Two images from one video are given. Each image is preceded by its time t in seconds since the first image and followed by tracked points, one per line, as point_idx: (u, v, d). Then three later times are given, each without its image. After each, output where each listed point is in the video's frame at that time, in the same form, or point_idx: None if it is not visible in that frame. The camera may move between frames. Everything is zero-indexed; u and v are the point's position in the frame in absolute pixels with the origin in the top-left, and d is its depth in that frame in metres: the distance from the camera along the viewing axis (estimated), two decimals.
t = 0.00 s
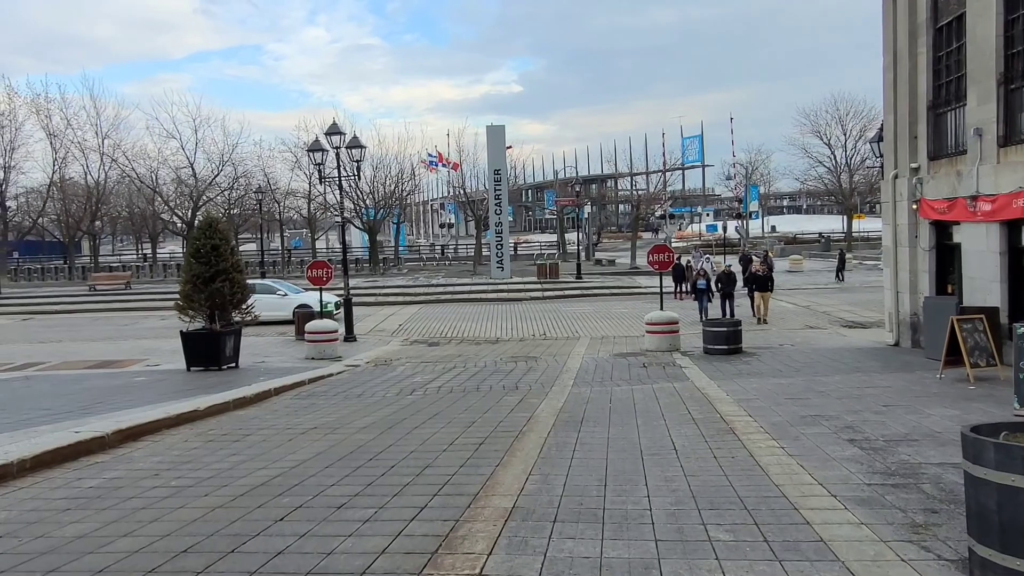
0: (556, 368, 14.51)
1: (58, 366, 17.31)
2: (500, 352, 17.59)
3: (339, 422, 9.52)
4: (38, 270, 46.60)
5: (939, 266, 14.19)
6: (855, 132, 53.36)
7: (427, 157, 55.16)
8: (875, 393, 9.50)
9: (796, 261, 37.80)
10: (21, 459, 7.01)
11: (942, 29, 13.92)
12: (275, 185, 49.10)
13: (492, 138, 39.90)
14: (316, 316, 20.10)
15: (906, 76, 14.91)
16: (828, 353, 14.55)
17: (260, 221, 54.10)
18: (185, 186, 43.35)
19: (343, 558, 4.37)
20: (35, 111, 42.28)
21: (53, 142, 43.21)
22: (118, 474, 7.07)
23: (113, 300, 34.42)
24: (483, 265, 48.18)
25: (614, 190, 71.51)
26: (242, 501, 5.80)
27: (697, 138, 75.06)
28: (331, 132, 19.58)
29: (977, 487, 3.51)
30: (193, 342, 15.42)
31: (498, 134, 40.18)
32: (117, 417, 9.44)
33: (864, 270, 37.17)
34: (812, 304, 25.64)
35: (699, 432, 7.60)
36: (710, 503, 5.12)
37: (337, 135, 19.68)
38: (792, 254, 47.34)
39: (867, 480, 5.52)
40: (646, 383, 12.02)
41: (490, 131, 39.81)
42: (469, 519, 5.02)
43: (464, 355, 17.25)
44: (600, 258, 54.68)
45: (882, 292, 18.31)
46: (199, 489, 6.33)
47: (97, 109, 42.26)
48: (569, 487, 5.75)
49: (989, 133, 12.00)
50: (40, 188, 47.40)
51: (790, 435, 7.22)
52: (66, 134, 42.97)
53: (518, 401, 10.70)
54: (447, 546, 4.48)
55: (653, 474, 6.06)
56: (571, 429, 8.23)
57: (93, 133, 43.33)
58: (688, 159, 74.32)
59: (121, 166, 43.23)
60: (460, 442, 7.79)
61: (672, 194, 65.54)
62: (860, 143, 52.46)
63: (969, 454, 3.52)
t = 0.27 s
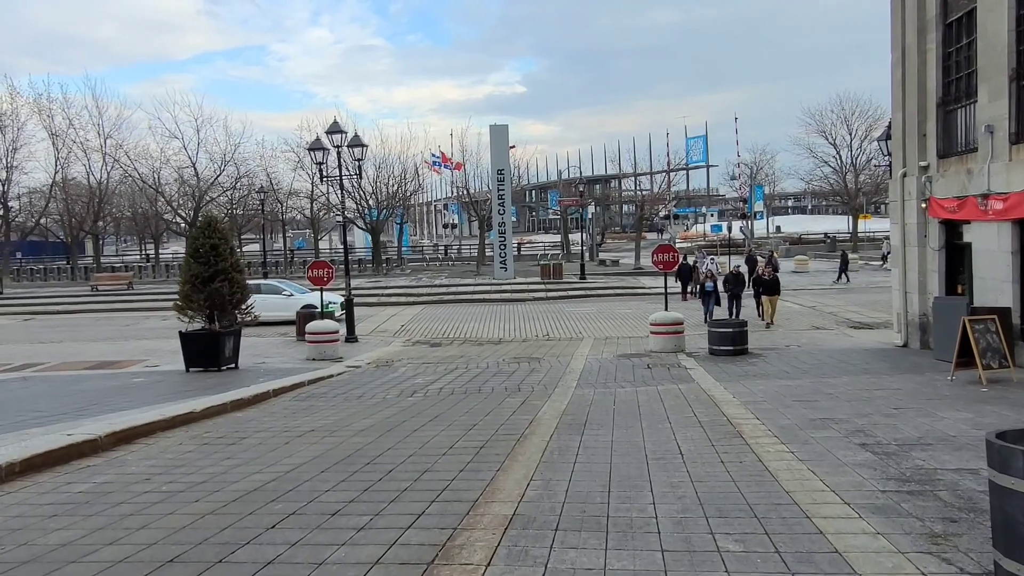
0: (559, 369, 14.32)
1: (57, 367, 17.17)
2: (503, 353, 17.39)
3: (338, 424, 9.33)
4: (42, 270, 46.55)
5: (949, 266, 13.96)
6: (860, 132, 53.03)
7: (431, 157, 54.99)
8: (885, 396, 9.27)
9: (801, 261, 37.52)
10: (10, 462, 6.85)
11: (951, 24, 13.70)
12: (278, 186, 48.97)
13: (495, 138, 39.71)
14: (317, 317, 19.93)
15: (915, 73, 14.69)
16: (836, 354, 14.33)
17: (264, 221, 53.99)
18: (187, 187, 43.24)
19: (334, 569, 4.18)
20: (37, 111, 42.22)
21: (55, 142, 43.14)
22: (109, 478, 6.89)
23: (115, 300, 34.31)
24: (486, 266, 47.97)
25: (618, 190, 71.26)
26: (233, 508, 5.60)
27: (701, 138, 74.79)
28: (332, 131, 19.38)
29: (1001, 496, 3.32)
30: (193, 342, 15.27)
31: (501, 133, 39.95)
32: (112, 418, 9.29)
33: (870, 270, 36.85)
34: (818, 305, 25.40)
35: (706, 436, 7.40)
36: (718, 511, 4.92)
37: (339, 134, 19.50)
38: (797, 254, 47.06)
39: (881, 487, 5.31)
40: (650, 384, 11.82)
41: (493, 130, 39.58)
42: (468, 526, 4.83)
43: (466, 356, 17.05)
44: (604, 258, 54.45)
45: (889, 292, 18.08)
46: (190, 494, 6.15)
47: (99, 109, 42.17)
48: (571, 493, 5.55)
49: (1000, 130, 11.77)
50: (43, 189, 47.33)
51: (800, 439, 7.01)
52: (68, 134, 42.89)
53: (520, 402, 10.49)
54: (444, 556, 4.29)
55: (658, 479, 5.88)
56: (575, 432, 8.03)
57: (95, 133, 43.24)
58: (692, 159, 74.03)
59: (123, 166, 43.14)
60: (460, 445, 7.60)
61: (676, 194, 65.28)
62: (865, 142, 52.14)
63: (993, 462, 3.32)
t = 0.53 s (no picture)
0: (561, 371, 14.12)
1: (54, 367, 17.02)
2: (504, 354, 17.20)
3: (334, 427, 9.14)
4: (43, 269, 46.48)
5: (957, 267, 13.73)
6: (865, 132, 52.75)
7: (433, 157, 54.85)
8: (894, 400, 9.06)
9: (805, 262, 37.28)
10: None
11: (960, 22, 13.48)
12: (280, 185, 48.85)
13: (497, 138, 39.53)
14: (316, 317, 19.76)
15: (922, 71, 14.47)
16: (842, 357, 14.12)
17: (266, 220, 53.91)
18: (189, 186, 43.14)
19: None
20: (39, 110, 42.13)
21: (57, 141, 43.05)
22: (96, 483, 6.71)
23: (116, 299, 34.21)
24: (488, 266, 47.80)
25: (621, 190, 71.05)
26: (220, 516, 5.41)
27: (705, 138, 74.55)
28: (332, 130, 19.19)
29: None
30: (190, 342, 15.09)
31: (503, 133, 39.77)
32: (104, 420, 9.11)
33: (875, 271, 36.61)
34: (823, 306, 25.17)
35: (710, 441, 7.20)
36: (723, 522, 4.72)
37: (339, 133, 19.30)
38: (801, 255, 46.81)
39: (893, 497, 5.10)
40: (653, 386, 11.62)
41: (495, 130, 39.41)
42: (461, 538, 4.63)
43: (467, 357, 16.86)
44: (607, 259, 54.25)
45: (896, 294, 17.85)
46: (178, 501, 5.96)
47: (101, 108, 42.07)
48: (570, 502, 5.35)
49: (1010, 129, 11.55)
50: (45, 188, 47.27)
51: (807, 445, 6.80)
52: (70, 133, 42.80)
53: (520, 405, 10.30)
54: (436, 569, 4.09)
55: (661, 487, 5.68)
56: (575, 437, 7.83)
57: (97, 133, 43.16)
58: (695, 159, 73.80)
59: (125, 165, 43.04)
60: (457, 450, 7.40)
61: (679, 195, 65.05)
62: (869, 143, 51.87)
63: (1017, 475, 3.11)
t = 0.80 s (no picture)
0: (563, 373, 13.93)
1: (53, 368, 16.87)
2: (506, 355, 17.02)
3: (333, 430, 8.96)
4: (46, 270, 46.43)
5: (966, 268, 13.52)
6: (870, 132, 52.46)
7: (436, 157, 54.70)
8: (904, 403, 8.86)
9: (810, 262, 37.04)
10: None
11: (969, 19, 13.28)
12: (282, 186, 48.73)
13: (499, 138, 39.35)
14: (317, 317, 19.61)
15: (930, 69, 14.27)
16: (849, 359, 13.91)
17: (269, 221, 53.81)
18: (191, 187, 43.04)
19: None
20: (41, 111, 42.05)
21: (59, 142, 42.97)
22: (87, 489, 6.53)
23: (117, 300, 34.11)
24: (491, 266, 47.62)
25: (624, 191, 70.85)
26: (211, 524, 5.24)
27: (708, 139, 74.28)
28: (333, 129, 19.02)
29: None
30: (189, 344, 14.94)
31: (506, 134, 39.58)
32: (98, 423, 8.95)
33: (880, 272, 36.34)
34: (829, 307, 24.95)
35: (716, 447, 7.01)
36: (732, 533, 4.52)
37: (341, 132, 19.14)
38: (805, 256, 46.55)
39: (908, 506, 4.91)
40: (657, 389, 11.44)
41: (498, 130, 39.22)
42: (460, 548, 4.46)
43: (469, 359, 16.69)
44: (610, 259, 54.06)
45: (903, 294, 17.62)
46: (169, 508, 5.79)
47: (103, 108, 41.97)
48: (573, 510, 5.17)
49: (1021, 127, 11.34)
50: (48, 189, 47.21)
51: (817, 451, 6.61)
52: (72, 134, 42.71)
53: (522, 409, 10.12)
54: None
55: (667, 494, 5.50)
56: (578, 441, 7.64)
57: (99, 133, 43.08)
58: (699, 160, 73.56)
59: (127, 166, 42.95)
60: (457, 455, 7.24)
61: (683, 195, 64.82)
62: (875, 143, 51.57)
63: None
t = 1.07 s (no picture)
0: (567, 376, 13.74)
1: (51, 372, 16.70)
2: (509, 359, 16.83)
3: (333, 435, 8.78)
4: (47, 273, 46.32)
5: (975, 269, 13.32)
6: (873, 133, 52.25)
7: (438, 160, 54.57)
8: (917, 407, 8.64)
9: (814, 264, 36.80)
10: None
11: (978, 16, 13.09)
12: (284, 188, 48.60)
13: (501, 139, 39.16)
14: (318, 321, 19.44)
15: (938, 68, 14.07)
16: (858, 361, 13.70)
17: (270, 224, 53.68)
18: (192, 189, 42.91)
19: None
20: (42, 114, 41.96)
21: (60, 145, 42.87)
22: (79, 497, 6.34)
23: (118, 303, 33.96)
24: (492, 269, 47.45)
25: (627, 193, 70.68)
26: (204, 535, 5.05)
27: (710, 140, 74.06)
28: (334, 130, 18.85)
29: None
30: (188, 347, 14.77)
31: (508, 136, 39.42)
32: (93, 429, 8.76)
33: (885, 274, 36.09)
34: (834, 309, 24.74)
35: (726, 453, 6.81)
36: (747, 545, 4.32)
37: (342, 134, 18.98)
38: (809, 258, 46.30)
39: (931, 517, 4.71)
40: (663, 393, 11.24)
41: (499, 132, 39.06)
42: (462, 561, 4.26)
43: (471, 362, 16.50)
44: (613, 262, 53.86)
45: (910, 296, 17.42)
46: (161, 518, 5.59)
47: (104, 111, 41.87)
48: (580, 521, 4.98)
49: None
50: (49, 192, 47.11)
51: (831, 457, 6.41)
52: (73, 137, 42.61)
53: (525, 413, 9.92)
54: None
55: (678, 504, 5.30)
56: (583, 447, 7.44)
57: (100, 136, 42.98)
58: (701, 162, 73.37)
59: (128, 169, 42.84)
60: (460, 461, 7.04)
61: (686, 197, 64.60)
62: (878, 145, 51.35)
63: None
